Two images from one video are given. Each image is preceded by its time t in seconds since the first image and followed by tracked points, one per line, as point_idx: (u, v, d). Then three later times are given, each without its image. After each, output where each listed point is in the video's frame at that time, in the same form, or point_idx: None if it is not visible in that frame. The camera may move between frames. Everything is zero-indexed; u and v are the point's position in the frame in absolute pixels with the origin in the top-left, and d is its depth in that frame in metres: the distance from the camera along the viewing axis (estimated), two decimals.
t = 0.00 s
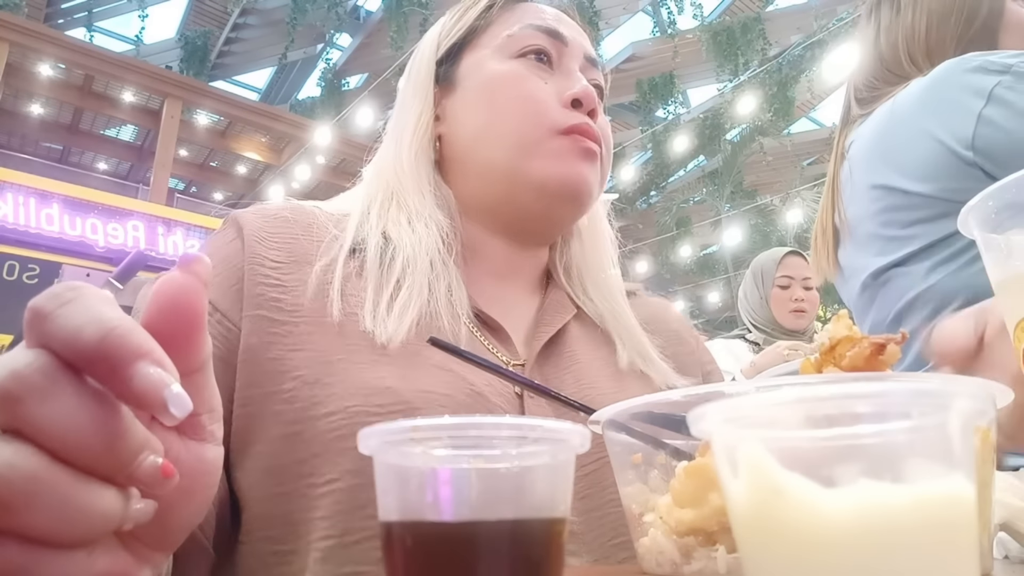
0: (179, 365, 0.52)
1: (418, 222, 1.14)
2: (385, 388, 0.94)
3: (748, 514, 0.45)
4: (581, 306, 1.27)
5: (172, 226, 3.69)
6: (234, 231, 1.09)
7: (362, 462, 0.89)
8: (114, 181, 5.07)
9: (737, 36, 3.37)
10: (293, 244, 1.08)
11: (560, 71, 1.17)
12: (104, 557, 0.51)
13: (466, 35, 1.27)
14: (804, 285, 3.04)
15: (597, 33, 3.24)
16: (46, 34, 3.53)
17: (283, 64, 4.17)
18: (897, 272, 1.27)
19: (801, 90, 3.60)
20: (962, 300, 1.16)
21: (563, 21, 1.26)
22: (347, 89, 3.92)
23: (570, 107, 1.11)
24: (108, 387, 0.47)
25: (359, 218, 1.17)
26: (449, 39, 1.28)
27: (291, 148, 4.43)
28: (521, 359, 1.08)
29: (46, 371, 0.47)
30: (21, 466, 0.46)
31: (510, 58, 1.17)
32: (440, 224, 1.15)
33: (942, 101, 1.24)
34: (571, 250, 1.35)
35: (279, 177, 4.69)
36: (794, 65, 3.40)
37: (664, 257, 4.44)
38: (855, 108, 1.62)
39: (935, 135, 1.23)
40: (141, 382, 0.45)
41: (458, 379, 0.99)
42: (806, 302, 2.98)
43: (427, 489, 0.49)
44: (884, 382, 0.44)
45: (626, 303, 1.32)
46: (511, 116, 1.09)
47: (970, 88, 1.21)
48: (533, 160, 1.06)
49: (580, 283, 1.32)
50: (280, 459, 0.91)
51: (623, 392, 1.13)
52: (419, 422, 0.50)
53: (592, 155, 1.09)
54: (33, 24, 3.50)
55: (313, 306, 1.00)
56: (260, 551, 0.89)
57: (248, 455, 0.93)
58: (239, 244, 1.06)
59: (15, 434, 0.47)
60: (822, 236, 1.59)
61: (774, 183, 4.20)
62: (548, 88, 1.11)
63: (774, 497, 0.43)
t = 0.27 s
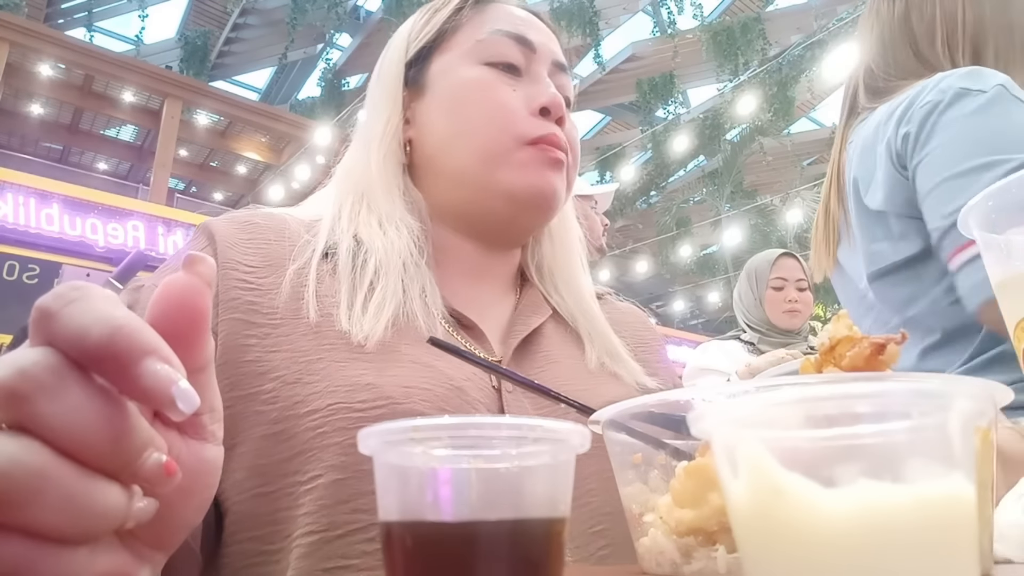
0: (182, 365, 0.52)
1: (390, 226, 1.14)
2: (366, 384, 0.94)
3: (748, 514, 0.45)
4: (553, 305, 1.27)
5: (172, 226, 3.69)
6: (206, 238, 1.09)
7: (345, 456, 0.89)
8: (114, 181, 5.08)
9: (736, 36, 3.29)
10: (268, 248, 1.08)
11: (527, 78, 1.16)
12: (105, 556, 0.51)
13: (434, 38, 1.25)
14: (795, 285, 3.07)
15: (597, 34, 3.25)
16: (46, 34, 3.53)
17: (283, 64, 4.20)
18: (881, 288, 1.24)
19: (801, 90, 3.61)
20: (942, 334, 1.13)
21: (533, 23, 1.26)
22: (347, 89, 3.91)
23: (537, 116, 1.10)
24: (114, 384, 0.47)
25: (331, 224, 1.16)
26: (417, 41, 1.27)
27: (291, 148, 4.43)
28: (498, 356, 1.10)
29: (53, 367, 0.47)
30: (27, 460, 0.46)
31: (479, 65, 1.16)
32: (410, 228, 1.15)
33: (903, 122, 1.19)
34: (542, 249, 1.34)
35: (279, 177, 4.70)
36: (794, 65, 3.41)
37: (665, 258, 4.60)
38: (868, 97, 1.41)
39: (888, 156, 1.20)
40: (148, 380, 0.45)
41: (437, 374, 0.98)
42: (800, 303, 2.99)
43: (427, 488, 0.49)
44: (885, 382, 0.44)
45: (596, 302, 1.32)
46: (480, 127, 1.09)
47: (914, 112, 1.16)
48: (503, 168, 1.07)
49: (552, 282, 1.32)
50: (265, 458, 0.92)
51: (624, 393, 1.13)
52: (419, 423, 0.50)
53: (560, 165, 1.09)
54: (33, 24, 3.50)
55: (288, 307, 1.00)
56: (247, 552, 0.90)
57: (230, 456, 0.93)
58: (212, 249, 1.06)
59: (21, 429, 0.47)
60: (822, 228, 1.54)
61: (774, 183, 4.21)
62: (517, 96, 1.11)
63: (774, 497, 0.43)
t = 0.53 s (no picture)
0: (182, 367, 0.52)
1: (389, 224, 1.14)
2: (362, 389, 0.94)
3: (748, 513, 0.45)
4: (558, 301, 1.27)
5: (172, 226, 3.69)
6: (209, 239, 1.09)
7: (340, 461, 0.89)
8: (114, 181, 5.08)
9: (736, 36, 3.30)
10: (271, 249, 1.09)
11: (527, 68, 1.17)
12: (105, 556, 0.51)
13: (432, 34, 1.26)
14: (793, 288, 3.05)
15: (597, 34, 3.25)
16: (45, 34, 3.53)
17: (283, 64, 4.19)
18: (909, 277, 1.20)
19: (801, 91, 3.61)
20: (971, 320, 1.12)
21: (530, 16, 1.26)
22: (347, 89, 3.94)
23: (537, 104, 1.11)
24: (114, 385, 0.47)
25: (334, 225, 1.16)
26: (416, 39, 1.27)
27: (291, 148, 4.43)
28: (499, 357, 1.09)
29: (52, 368, 0.47)
30: (26, 462, 0.46)
31: (476, 57, 1.16)
32: (411, 225, 1.15)
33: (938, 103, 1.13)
34: (549, 245, 1.34)
35: (279, 177, 4.70)
36: (794, 65, 3.41)
37: (664, 258, 4.64)
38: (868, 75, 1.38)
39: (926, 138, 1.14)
40: (149, 381, 0.45)
41: (435, 377, 0.98)
42: (797, 306, 2.99)
43: (428, 489, 0.49)
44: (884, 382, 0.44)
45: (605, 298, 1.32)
46: (479, 117, 1.09)
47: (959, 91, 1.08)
48: (505, 159, 1.07)
49: (558, 278, 1.31)
50: (261, 460, 0.92)
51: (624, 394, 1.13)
52: (420, 422, 0.50)
53: (561, 153, 1.09)
54: (33, 23, 3.50)
55: (286, 309, 1.01)
56: (242, 555, 0.90)
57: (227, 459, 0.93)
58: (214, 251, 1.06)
59: (18, 431, 0.47)
60: (834, 214, 1.42)
61: (774, 183, 4.23)
62: (515, 86, 1.11)
63: (774, 498, 0.43)
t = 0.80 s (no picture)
0: (184, 370, 0.52)
1: (424, 226, 1.14)
2: (396, 395, 0.94)
3: (747, 513, 0.45)
4: (587, 305, 1.26)
5: (172, 226, 3.68)
6: (244, 234, 1.09)
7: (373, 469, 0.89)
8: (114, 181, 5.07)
9: (737, 36, 3.33)
10: (307, 247, 1.09)
11: (564, 69, 1.17)
12: (105, 558, 0.51)
13: (466, 36, 1.27)
14: (791, 291, 3.04)
15: (598, 34, 3.24)
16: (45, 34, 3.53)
17: (284, 64, 4.15)
18: (915, 252, 1.22)
19: (801, 90, 3.63)
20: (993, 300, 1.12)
21: (564, 18, 1.26)
22: (347, 89, 3.93)
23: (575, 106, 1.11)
24: (114, 391, 0.47)
25: (368, 224, 1.16)
26: (450, 41, 1.28)
27: (291, 148, 4.43)
28: (531, 362, 1.09)
29: (51, 373, 0.47)
30: (23, 467, 0.46)
31: (512, 57, 1.17)
32: (447, 226, 1.15)
33: (962, 75, 1.17)
34: (578, 249, 1.33)
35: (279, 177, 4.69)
36: (794, 65, 3.42)
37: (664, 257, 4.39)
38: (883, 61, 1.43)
39: (952, 109, 1.18)
40: (149, 389, 0.45)
41: (468, 385, 0.98)
42: (793, 308, 2.99)
43: (427, 488, 0.49)
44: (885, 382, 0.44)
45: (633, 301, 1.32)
46: (517, 117, 1.09)
47: (992, 55, 1.12)
48: (540, 161, 1.07)
49: (588, 281, 1.31)
50: (292, 465, 0.92)
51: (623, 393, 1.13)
52: (419, 422, 0.50)
53: (598, 156, 1.09)
54: (34, 24, 3.50)
55: (322, 311, 1.00)
56: (266, 558, 0.89)
57: (259, 461, 0.93)
58: (251, 247, 1.06)
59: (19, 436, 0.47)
60: (851, 206, 1.43)
61: (774, 183, 4.26)
62: (552, 88, 1.11)
63: (774, 497, 0.43)
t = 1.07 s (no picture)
0: (187, 374, 0.52)
1: (424, 225, 1.14)
2: (395, 392, 0.94)
3: (748, 512, 0.45)
4: (587, 305, 1.26)
5: (172, 226, 3.68)
6: (245, 233, 1.09)
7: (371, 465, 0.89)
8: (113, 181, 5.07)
9: (737, 36, 3.33)
10: (307, 247, 1.09)
11: (561, 73, 1.17)
12: (105, 559, 0.51)
13: (466, 39, 1.27)
14: (788, 292, 3.04)
15: (598, 33, 3.24)
16: (46, 34, 3.53)
17: (284, 64, 4.16)
18: (922, 252, 1.23)
19: (801, 90, 3.64)
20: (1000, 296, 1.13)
21: (561, 20, 1.26)
22: (347, 89, 3.91)
23: (573, 110, 1.11)
24: (116, 395, 0.47)
25: (367, 224, 1.16)
26: (450, 45, 1.28)
27: (291, 148, 4.43)
28: (530, 361, 1.09)
29: (52, 375, 0.47)
30: (22, 469, 0.46)
31: (510, 61, 1.17)
32: (446, 227, 1.15)
33: (972, 74, 1.15)
34: (578, 251, 1.33)
35: (279, 177, 4.69)
36: (794, 65, 3.42)
37: (664, 258, 4.39)
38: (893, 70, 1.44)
39: (961, 110, 1.17)
40: (148, 391, 0.45)
41: (467, 382, 0.99)
42: (791, 309, 2.99)
43: (427, 489, 0.49)
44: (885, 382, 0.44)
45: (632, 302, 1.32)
46: (514, 117, 1.09)
47: (999, 53, 1.10)
48: (538, 165, 1.07)
49: (587, 283, 1.31)
50: (291, 461, 0.92)
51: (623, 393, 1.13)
52: (419, 422, 0.50)
53: (596, 163, 1.09)
54: (34, 24, 3.50)
55: (322, 309, 1.00)
56: (268, 554, 0.90)
57: (259, 457, 0.93)
58: (251, 246, 1.06)
59: (19, 437, 0.47)
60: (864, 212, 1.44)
61: (774, 183, 4.24)
62: (549, 92, 1.11)
63: (775, 497, 0.43)
